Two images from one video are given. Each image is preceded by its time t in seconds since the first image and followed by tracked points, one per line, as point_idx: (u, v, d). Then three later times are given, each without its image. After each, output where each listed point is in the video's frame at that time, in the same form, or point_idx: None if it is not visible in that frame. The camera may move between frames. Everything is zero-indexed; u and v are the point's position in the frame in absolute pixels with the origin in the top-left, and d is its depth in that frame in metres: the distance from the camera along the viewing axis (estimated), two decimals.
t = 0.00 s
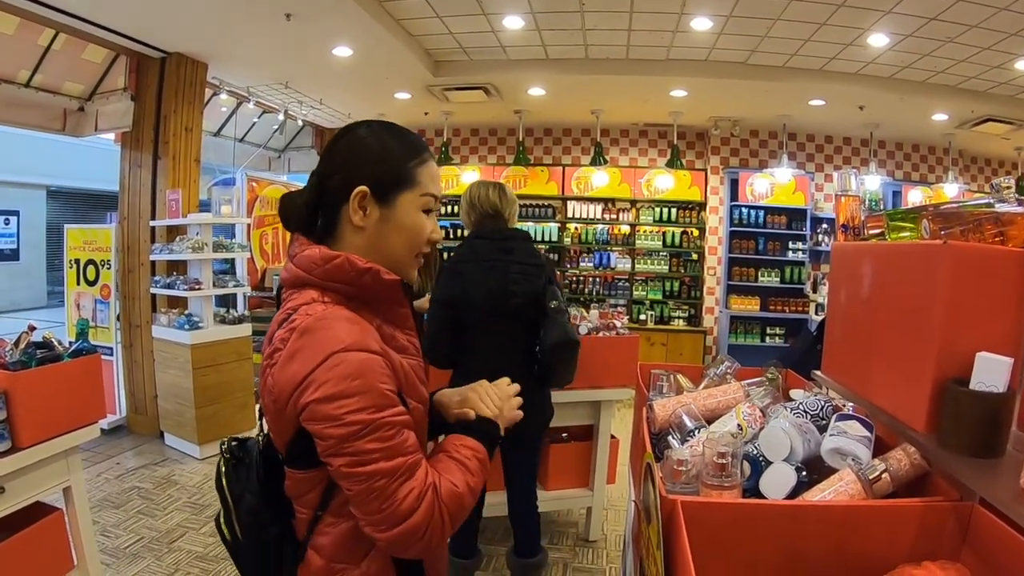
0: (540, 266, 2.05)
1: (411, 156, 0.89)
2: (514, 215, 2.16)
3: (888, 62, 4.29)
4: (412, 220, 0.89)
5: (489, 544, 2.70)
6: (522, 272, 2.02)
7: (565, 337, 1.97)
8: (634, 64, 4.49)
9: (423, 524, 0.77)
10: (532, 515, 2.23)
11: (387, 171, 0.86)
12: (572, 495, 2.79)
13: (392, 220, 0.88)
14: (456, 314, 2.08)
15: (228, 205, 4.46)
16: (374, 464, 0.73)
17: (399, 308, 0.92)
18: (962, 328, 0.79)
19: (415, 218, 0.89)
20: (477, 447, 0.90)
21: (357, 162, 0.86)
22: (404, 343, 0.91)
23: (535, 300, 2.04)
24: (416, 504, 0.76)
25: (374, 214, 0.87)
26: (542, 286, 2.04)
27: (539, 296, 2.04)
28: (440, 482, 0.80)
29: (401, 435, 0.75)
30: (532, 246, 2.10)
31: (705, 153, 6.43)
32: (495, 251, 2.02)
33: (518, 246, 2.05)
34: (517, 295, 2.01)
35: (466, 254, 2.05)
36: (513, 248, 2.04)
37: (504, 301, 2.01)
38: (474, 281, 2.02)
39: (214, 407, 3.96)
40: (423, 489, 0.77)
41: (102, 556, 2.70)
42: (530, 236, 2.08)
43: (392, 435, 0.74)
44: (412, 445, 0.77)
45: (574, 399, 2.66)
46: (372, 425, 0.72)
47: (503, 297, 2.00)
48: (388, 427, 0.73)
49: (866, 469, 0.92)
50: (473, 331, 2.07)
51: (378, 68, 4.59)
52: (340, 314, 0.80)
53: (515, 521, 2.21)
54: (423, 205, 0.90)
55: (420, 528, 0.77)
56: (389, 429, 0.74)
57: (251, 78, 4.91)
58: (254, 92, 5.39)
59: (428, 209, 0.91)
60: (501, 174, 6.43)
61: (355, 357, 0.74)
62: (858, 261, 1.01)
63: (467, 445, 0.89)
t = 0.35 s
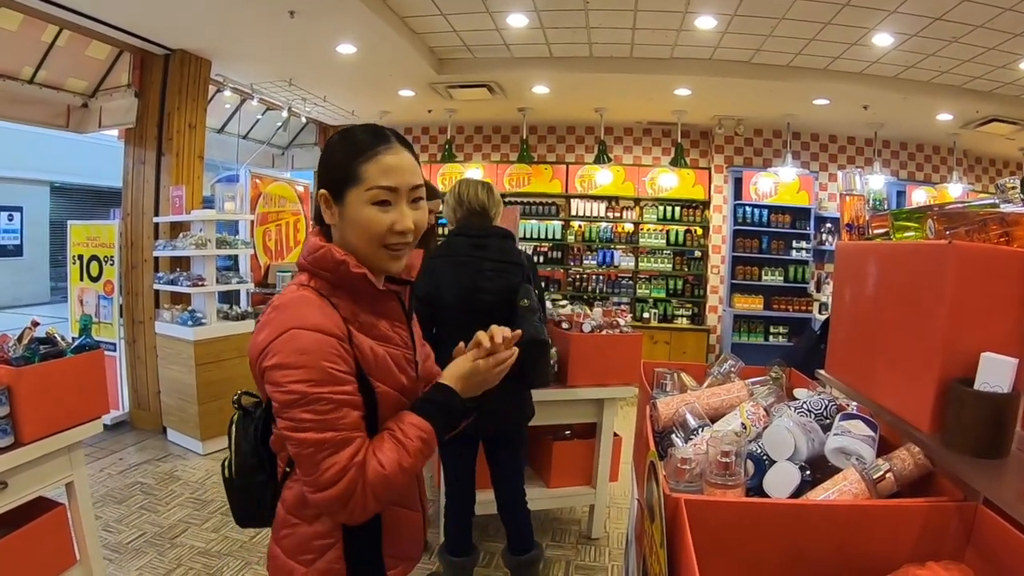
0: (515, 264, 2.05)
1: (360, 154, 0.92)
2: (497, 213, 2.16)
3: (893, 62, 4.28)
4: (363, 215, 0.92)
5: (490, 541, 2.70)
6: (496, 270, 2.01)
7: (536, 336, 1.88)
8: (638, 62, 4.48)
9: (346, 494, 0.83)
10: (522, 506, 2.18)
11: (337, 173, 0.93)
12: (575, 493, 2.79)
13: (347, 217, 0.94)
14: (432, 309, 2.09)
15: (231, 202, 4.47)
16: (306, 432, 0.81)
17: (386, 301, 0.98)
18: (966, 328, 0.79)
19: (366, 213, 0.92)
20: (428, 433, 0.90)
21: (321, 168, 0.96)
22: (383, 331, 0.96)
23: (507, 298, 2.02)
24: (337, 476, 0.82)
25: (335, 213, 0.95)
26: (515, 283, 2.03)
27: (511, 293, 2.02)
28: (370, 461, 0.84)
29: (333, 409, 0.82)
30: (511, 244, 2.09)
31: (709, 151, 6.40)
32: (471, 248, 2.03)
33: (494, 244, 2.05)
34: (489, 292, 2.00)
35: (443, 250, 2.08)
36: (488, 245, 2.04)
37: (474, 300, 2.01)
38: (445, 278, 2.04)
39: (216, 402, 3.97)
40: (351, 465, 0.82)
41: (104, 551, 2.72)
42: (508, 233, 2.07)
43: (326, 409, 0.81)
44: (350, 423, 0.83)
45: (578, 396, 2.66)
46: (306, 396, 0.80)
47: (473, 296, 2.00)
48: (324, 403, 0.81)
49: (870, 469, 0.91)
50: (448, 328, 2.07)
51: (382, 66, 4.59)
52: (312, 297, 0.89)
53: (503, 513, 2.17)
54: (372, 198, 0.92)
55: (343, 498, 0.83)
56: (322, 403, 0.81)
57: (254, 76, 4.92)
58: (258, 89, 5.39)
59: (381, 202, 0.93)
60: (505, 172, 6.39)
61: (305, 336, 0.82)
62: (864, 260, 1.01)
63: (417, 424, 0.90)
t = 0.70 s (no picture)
0: (507, 262, 2.05)
1: (315, 145, 0.94)
2: (489, 212, 2.16)
3: (899, 63, 4.26)
4: (310, 204, 0.93)
5: (494, 541, 2.71)
6: (484, 268, 2.02)
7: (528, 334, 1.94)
8: (644, 63, 4.48)
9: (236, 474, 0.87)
10: (516, 504, 2.18)
11: (297, 166, 0.96)
12: (579, 492, 2.79)
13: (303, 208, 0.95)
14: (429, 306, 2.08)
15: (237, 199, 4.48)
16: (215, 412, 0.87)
17: (324, 297, 0.94)
18: (973, 330, 0.79)
19: (312, 201, 0.93)
20: (311, 432, 0.83)
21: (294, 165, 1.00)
22: (321, 329, 0.93)
23: (497, 295, 2.04)
24: (227, 457, 0.86)
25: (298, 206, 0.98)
26: (507, 280, 2.04)
27: (503, 290, 2.04)
28: (251, 452, 0.84)
29: (229, 395, 0.86)
30: (503, 242, 2.09)
31: (715, 152, 6.38)
32: (460, 247, 2.03)
33: (484, 242, 2.04)
34: (479, 290, 2.02)
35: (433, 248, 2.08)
36: (477, 244, 2.03)
37: (461, 296, 2.02)
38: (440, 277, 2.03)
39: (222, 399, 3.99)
40: (235, 449, 0.85)
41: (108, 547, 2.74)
42: (499, 232, 2.06)
43: (226, 394, 0.86)
44: (246, 411, 0.86)
45: (583, 396, 2.66)
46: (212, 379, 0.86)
47: (461, 293, 2.02)
48: (224, 387, 0.86)
49: (876, 470, 0.92)
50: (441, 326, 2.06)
51: (389, 65, 4.60)
52: (254, 288, 0.93)
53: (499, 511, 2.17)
54: (317, 187, 0.93)
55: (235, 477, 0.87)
56: (222, 387, 0.86)
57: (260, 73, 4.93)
58: (264, 87, 5.41)
59: (327, 190, 0.93)
60: (511, 171, 6.38)
61: (223, 324, 0.88)
62: (870, 262, 1.01)
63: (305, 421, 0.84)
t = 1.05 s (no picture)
0: (526, 260, 2.07)
1: (293, 140, 0.94)
2: (499, 210, 2.18)
3: (909, 67, 4.24)
4: (285, 200, 0.93)
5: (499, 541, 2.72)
6: (508, 268, 2.03)
7: (556, 330, 1.98)
8: (653, 64, 4.48)
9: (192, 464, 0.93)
10: (526, 505, 2.19)
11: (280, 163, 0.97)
12: (585, 493, 2.80)
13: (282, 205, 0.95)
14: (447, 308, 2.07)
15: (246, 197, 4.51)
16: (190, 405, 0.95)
17: (287, 302, 0.95)
18: (984, 335, 0.79)
19: (287, 198, 0.93)
20: (227, 433, 0.86)
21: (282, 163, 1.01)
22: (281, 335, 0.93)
23: (523, 293, 2.05)
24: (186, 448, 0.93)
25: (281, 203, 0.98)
26: (530, 278, 2.07)
27: (527, 289, 2.05)
28: (195, 447, 0.90)
29: (191, 392, 0.93)
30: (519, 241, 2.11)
31: (723, 154, 6.38)
32: (478, 247, 2.04)
33: (501, 242, 2.06)
34: (503, 290, 2.02)
35: (449, 250, 2.09)
36: (496, 243, 2.05)
37: (491, 295, 2.02)
38: (448, 281, 2.05)
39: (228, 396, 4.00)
40: (187, 441, 0.92)
41: (114, 542, 2.76)
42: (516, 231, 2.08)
43: (192, 389, 0.93)
44: (200, 408, 0.91)
45: (590, 397, 2.67)
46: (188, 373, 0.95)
47: (489, 293, 2.02)
48: (190, 383, 0.93)
49: (885, 472, 0.92)
50: (466, 325, 2.06)
51: (397, 64, 4.61)
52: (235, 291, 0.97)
53: (506, 512, 2.17)
54: (292, 182, 0.93)
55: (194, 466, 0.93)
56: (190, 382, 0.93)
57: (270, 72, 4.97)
58: (273, 85, 5.44)
59: (301, 185, 0.92)
60: (519, 172, 6.39)
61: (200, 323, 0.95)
62: (880, 265, 1.01)
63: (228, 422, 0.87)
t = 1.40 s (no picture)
0: (547, 262, 2.08)
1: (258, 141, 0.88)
2: (517, 210, 2.19)
3: (919, 70, 4.23)
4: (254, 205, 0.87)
5: (506, 541, 2.72)
6: (532, 269, 2.03)
7: (579, 330, 1.98)
8: (662, 66, 4.48)
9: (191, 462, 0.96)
10: (536, 506, 2.19)
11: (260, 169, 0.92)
12: (591, 495, 2.80)
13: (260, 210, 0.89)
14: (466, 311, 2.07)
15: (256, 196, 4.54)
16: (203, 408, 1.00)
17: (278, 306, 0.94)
18: (993, 340, 0.80)
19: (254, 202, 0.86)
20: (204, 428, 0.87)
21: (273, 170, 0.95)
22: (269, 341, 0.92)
23: (547, 294, 2.06)
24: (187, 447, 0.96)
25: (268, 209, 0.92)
26: (552, 280, 2.08)
27: (550, 290, 2.06)
28: (186, 443, 0.93)
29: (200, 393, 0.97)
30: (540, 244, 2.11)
31: (731, 157, 6.38)
32: (503, 248, 2.04)
33: (524, 242, 2.06)
34: (528, 291, 2.02)
35: (474, 252, 2.07)
36: (519, 244, 2.05)
37: (515, 297, 2.02)
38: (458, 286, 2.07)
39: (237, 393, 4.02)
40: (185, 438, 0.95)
41: (122, 538, 2.78)
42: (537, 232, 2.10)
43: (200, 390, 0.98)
44: (198, 407, 0.95)
45: (598, 399, 2.67)
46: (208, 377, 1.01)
47: (514, 294, 2.02)
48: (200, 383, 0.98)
49: (896, 476, 0.92)
50: (490, 324, 2.07)
51: (407, 65, 4.62)
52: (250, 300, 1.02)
53: (517, 514, 2.18)
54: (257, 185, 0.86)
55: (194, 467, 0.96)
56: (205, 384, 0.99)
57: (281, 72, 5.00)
58: (283, 85, 5.48)
59: (260, 186, 0.85)
60: (527, 172, 6.41)
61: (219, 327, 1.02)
62: (891, 269, 1.02)
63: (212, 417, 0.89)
